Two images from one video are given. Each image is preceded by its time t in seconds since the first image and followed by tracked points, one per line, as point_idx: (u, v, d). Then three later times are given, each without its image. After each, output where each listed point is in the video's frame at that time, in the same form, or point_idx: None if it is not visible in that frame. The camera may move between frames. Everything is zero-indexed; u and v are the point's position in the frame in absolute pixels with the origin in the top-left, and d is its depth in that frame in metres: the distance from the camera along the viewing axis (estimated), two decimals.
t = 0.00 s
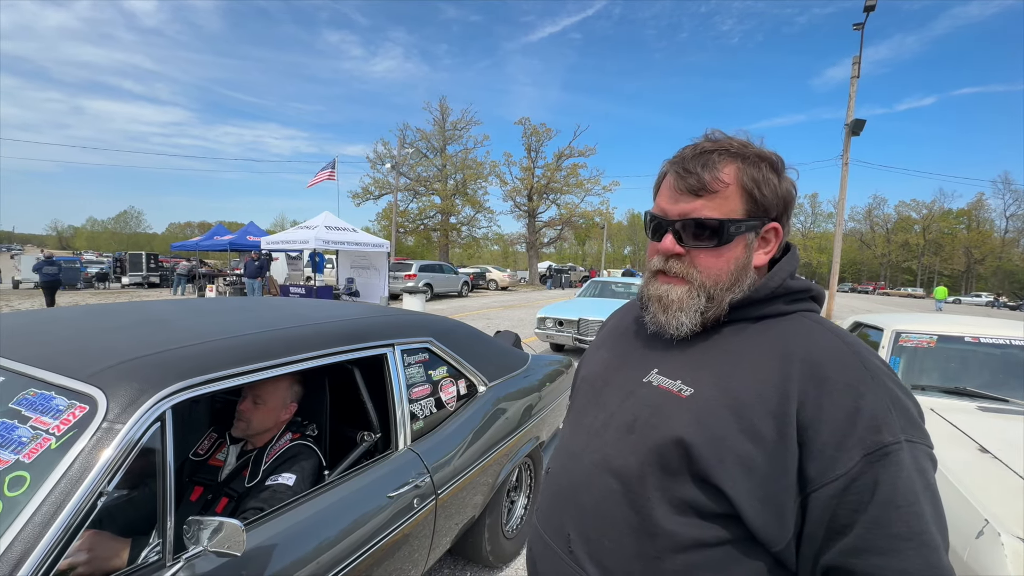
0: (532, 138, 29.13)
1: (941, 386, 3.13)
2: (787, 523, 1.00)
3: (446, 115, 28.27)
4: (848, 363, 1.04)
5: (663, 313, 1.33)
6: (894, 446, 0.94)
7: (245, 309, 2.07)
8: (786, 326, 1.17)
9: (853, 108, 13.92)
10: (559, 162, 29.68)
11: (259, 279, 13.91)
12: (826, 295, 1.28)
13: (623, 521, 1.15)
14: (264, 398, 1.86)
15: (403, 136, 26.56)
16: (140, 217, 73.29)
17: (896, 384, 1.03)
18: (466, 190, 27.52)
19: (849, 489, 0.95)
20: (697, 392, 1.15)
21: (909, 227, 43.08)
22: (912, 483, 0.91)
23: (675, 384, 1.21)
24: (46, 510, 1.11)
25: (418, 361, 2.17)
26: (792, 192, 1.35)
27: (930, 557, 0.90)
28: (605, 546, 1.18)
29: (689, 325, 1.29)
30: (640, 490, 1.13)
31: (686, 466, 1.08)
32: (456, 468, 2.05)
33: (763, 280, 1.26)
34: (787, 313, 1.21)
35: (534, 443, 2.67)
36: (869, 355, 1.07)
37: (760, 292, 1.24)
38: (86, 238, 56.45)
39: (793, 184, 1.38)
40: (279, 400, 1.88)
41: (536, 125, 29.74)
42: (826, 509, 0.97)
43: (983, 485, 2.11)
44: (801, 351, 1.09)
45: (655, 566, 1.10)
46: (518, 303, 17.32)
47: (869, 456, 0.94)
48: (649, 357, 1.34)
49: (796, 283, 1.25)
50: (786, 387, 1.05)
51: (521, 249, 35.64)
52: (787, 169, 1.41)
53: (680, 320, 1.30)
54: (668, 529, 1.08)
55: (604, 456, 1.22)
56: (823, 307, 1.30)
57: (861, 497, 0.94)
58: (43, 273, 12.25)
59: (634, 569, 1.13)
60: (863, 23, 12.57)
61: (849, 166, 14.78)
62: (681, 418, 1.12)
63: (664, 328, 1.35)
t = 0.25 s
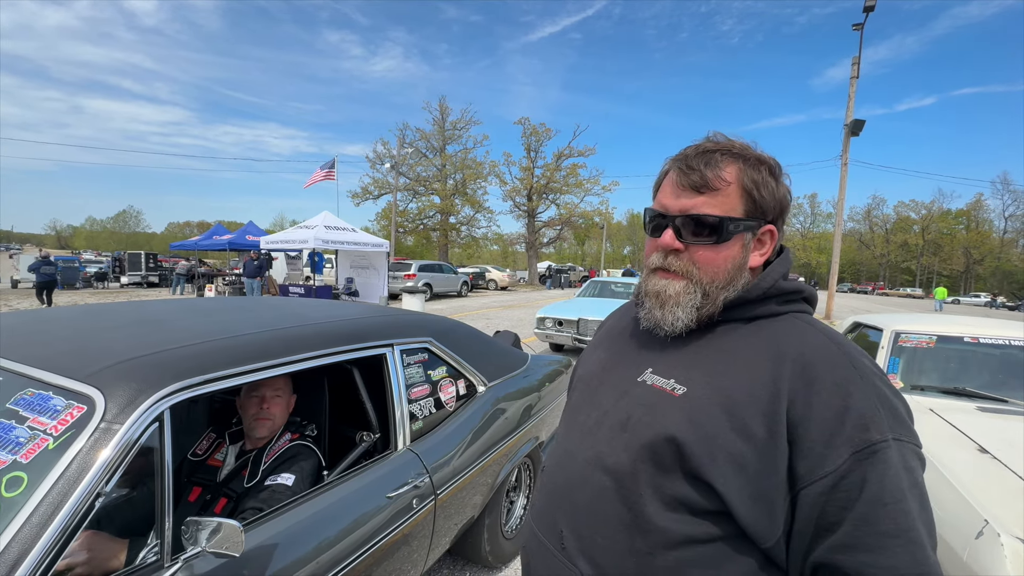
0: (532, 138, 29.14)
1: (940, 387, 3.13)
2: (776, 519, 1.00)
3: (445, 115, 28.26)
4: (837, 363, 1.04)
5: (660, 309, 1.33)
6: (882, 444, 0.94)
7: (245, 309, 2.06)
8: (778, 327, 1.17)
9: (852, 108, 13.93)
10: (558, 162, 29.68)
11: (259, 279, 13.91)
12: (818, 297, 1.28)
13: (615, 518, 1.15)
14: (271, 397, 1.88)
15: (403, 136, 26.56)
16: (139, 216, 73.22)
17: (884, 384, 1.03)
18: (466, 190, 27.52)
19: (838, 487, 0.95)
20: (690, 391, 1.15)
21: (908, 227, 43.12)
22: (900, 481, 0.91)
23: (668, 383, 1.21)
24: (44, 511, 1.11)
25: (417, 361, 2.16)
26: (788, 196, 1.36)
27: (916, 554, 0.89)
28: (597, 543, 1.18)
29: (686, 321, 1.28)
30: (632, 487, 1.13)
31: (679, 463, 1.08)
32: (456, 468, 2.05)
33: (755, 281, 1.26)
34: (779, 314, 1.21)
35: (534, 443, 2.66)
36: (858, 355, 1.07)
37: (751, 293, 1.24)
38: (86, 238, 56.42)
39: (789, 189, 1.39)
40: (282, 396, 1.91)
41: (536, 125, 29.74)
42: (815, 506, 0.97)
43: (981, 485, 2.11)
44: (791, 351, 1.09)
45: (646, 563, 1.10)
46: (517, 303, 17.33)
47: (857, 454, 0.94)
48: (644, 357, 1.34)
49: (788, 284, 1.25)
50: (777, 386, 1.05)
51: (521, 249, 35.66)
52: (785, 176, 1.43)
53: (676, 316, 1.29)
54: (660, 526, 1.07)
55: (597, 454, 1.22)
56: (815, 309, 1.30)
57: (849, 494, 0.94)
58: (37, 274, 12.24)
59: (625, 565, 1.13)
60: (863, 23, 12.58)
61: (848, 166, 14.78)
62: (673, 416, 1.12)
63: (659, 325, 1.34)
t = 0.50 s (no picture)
0: (532, 138, 29.15)
1: (939, 387, 3.13)
2: (750, 509, 1.01)
3: (445, 115, 28.26)
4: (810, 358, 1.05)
5: (644, 306, 1.33)
6: (851, 437, 0.94)
7: (243, 309, 2.06)
8: (757, 324, 1.17)
9: (852, 109, 13.94)
10: (558, 162, 29.68)
11: (258, 279, 13.90)
12: (797, 296, 1.28)
13: (596, 509, 1.15)
14: (273, 395, 1.90)
15: (403, 136, 26.57)
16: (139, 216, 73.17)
17: (856, 379, 1.04)
18: (465, 190, 27.52)
19: (809, 478, 0.95)
20: (670, 385, 1.15)
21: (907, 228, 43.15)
22: (869, 472, 0.92)
23: (649, 378, 1.21)
24: (42, 511, 1.11)
25: (417, 361, 2.16)
26: (773, 198, 1.36)
27: (884, 542, 0.90)
28: (580, 534, 1.18)
29: (669, 319, 1.29)
30: (613, 480, 1.13)
31: (658, 456, 1.08)
32: (456, 468, 2.05)
33: (733, 281, 1.27)
34: (759, 312, 1.21)
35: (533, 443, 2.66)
36: (831, 350, 1.08)
37: (731, 292, 1.24)
38: (85, 237, 56.39)
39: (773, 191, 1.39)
40: (284, 394, 1.93)
41: (535, 125, 29.74)
42: (787, 497, 0.97)
43: (980, 486, 2.11)
44: (767, 346, 1.09)
45: (626, 553, 1.10)
46: (517, 304, 17.33)
47: (827, 447, 0.95)
48: (628, 354, 1.34)
49: (768, 283, 1.26)
50: (752, 380, 1.06)
51: (521, 249, 35.67)
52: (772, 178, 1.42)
53: (660, 314, 1.30)
54: (639, 516, 1.08)
55: (580, 447, 1.22)
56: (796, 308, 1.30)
57: (820, 485, 0.94)
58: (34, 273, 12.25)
59: (607, 555, 1.14)
60: (862, 24, 12.58)
61: (848, 167, 14.79)
62: (653, 410, 1.12)
63: (643, 322, 1.35)
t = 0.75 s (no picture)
0: (532, 139, 29.15)
1: (939, 388, 3.13)
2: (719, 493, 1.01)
3: (445, 116, 28.26)
4: (777, 347, 1.04)
5: (623, 301, 1.33)
6: (813, 424, 0.94)
7: (243, 309, 2.06)
8: (730, 319, 1.16)
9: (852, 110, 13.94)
10: (559, 162, 29.68)
11: (258, 279, 13.89)
12: (773, 289, 1.26)
13: (575, 496, 1.17)
14: (274, 395, 1.90)
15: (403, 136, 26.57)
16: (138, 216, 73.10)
17: (822, 369, 1.03)
18: (466, 190, 27.53)
19: (772, 463, 0.95)
20: (646, 376, 1.16)
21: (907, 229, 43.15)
22: (828, 457, 0.92)
23: (627, 370, 1.22)
24: (41, 512, 1.10)
25: (416, 362, 2.16)
26: (749, 195, 1.36)
27: (838, 523, 0.90)
28: (560, 519, 1.20)
29: (646, 312, 1.28)
30: (590, 467, 1.14)
31: (633, 444, 1.09)
32: (456, 468, 2.05)
33: (706, 275, 1.27)
34: (732, 305, 1.20)
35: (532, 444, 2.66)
36: (798, 340, 1.07)
37: (705, 285, 1.25)
38: (85, 237, 56.37)
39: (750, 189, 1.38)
40: (284, 394, 1.93)
41: (536, 125, 29.74)
42: (751, 481, 0.97)
43: (981, 487, 2.11)
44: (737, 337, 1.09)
45: (603, 537, 1.12)
46: (517, 304, 17.29)
47: (789, 434, 0.95)
48: (610, 347, 1.35)
49: (741, 277, 1.25)
50: (721, 370, 1.06)
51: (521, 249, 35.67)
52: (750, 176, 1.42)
53: (637, 307, 1.30)
54: (615, 502, 1.09)
55: (561, 437, 1.23)
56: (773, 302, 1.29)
57: (783, 470, 0.94)
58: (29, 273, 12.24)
59: (584, 539, 1.15)
60: (863, 25, 12.58)
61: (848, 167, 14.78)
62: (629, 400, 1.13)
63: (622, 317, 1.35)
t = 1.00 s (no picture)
0: (533, 139, 29.17)
1: (939, 389, 3.13)
2: (697, 478, 1.02)
3: (446, 116, 28.28)
4: (751, 334, 1.05)
5: (609, 301, 1.34)
6: (780, 408, 0.95)
7: (243, 309, 2.06)
8: (711, 309, 1.16)
9: (853, 110, 13.95)
10: (559, 163, 29.70)
11: (258, 279, 13.90)
12: (754, 281, 1.28)
13: (563, 485, 1.17)
14: (274, 395, 1.91)
15: (403, 137, 26.58)
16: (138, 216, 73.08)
17: (796, 354, 1.04)
18: (466, 191, 27.55)
19: (744, 445, 0.96)
20: (631, 367, 1.17)
21: (908, 230, 43.12)
22: (796, 440, 0.93)
23: (614, 363, 1.22)
24: (41, 512, 1.11)
25: (416, 362, 2.16)
26: (731, 194, 1.36)
27: (802, 502, 0.91)
28: (550, 508, 1.20)
29: (632, 310, 1.29)
30: (576, 457, 1.15)
31: (617, 433, 1.09)
32: (456, 468, 2.05)
33: (688, 268, 1.27)
34: (713, 297, 1.21)
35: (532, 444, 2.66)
36: (773, 328, 1.08)
37: (686, 279, 1.25)
38: (85, 237, 56.43)
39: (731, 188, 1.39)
40: (284, 394, 1.94)
41: (536, 126, 29.75)
42: (724, 464, 0.98)
43: (980, 487, 2.11)
44: (714, 326, 1.10)
45: (590, 525, 1.12)
46: (517, 305, 17.29)
47: (759, 417, 0.96)
48: (599, 342, 1.35)
49: (720, 270, 1.26)
50: (697, 358, 1.07)
51: (521, 250, 35.69)
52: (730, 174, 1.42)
53: (623, 306, 1.31)
54: (601, 490, 1.10)
55: (553, 430, 1.24)
56: (754, 293, 1.30)
57: (753, 452, 0.95)
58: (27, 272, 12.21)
59: (572, 528, 1.16)
60: (863, 26, 12.58)
61: (848, 168, 14.77)
62: (613, 390, 1.14)
63: (609, 315, 1.36)
